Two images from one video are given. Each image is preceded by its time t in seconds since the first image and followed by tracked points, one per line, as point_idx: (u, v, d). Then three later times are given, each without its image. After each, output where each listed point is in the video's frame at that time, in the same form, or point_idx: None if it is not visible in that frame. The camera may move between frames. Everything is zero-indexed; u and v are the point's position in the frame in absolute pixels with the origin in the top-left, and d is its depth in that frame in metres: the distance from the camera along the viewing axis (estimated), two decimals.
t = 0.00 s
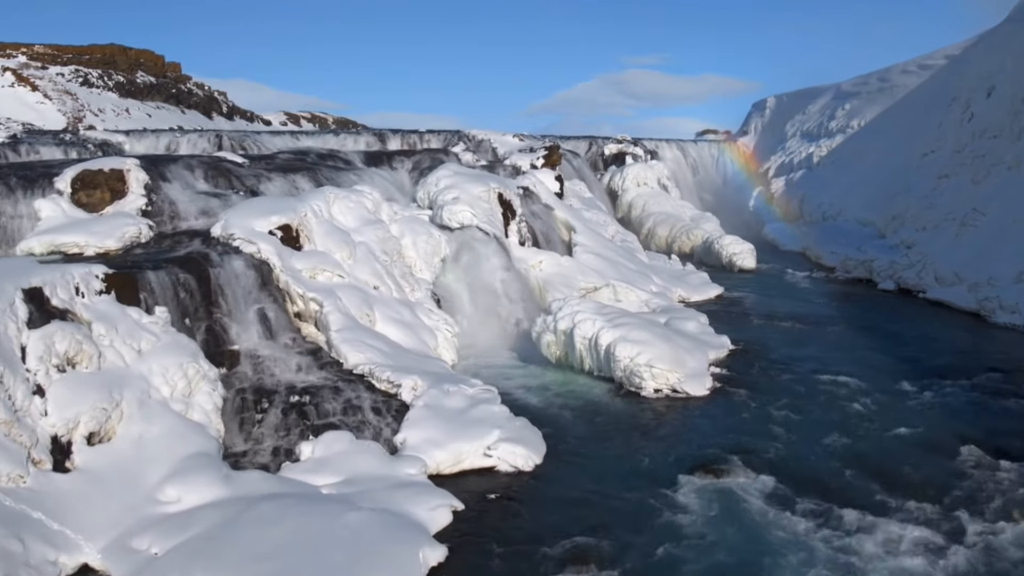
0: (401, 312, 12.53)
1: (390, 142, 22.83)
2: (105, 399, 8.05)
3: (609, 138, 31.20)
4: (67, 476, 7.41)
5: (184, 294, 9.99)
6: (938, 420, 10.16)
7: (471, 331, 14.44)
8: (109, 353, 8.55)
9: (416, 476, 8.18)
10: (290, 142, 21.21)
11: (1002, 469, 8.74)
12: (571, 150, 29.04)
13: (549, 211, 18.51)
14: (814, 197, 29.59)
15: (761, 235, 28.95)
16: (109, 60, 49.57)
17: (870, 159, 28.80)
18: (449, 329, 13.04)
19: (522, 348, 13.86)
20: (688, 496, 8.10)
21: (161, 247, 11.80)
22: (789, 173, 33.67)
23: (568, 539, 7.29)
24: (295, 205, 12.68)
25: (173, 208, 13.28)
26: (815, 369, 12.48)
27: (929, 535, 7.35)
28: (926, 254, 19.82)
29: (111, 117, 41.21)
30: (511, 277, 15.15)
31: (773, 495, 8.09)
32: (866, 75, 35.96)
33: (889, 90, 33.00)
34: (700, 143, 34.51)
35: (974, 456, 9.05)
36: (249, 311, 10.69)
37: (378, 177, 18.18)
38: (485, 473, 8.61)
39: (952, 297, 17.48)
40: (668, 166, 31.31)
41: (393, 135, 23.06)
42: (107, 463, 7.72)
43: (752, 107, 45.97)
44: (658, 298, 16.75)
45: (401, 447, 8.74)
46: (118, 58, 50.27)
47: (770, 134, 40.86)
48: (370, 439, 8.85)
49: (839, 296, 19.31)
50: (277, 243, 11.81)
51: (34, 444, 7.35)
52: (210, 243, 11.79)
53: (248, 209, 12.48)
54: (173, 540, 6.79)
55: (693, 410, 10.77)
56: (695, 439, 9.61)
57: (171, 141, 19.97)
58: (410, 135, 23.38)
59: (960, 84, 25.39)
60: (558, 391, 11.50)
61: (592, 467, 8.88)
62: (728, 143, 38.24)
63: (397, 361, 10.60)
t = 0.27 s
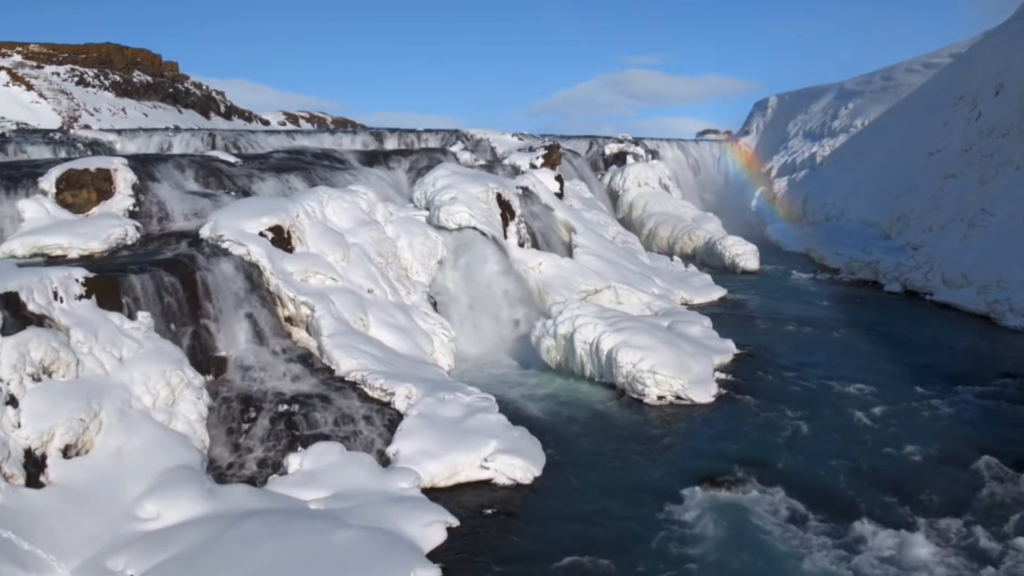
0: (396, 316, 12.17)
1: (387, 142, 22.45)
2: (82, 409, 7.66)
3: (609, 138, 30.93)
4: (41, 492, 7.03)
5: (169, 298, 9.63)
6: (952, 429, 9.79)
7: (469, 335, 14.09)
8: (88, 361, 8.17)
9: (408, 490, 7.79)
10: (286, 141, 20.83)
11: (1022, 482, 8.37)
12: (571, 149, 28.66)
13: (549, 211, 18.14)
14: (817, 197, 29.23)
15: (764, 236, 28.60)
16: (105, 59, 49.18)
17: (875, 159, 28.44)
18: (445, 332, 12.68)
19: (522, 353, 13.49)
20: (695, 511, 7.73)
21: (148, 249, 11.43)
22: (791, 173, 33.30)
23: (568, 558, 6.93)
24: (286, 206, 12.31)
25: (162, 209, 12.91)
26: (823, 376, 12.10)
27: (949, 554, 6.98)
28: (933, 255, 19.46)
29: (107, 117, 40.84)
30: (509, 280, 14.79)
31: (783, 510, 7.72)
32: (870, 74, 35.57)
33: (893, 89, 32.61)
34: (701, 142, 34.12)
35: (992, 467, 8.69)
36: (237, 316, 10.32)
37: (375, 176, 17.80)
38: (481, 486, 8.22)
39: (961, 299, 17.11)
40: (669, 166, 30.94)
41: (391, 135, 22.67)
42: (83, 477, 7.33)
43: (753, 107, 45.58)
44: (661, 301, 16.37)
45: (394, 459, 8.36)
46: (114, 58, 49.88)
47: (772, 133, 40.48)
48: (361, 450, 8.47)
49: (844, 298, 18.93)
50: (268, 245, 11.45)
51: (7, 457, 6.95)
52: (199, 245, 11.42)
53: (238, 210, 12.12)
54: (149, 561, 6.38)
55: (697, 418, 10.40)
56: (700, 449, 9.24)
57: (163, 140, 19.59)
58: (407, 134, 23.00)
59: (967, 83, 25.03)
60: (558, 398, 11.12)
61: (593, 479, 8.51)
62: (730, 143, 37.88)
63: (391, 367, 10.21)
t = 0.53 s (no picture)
0: (387, 321, 11.81)
1: (382, 141, 22.09)
2: (54, 421, 7.27)
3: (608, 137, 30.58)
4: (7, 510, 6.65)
5: (149, 303, 9.29)
6: (964, 439, 9.44)
7: (463, 339, 13.67)
8: (61, 370, 7.80)
9: (396, 506, 7.43)
10: (279, 141, 20.46)
11: None
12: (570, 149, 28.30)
13: (547, 212, 17.78)
14: (818, 197, 28.89)
15: (765, 236, 28.26)
16: (102, 59, 48.84)
17: (877, 158, 28.12)
18: (439, 337, 12.32)
19: (518, 357, 13.10)
20: (697, 527, 7.37)
21: (131, 251, 11.07)
22: (793, 173, 32.94)
23: None
24: (275, 207, 11.94)
25: (147, 210, 12.53)
26: (829, 382, 11.74)
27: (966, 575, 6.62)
28: (938, 256, 19.13)
29: (102, 116, 40.48)
30: (506, 283, 14.41)
31: (789, 527, 7.37)
32: (873, 73, 35.21)
33: (896, 88, 32.25)
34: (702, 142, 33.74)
35: (1006, 480, 8.34)
36: (221, 322, 9.96)
37: (369, 176, 17.44)
38: (473, 500, 7.85)
39: (968, 301, 16.77)
40: (669, 166, 30.60)
41: (386, 134, 22.30)
42: (53, 493, 6.96)
43: (754, 106, 45.20)
44: (661, 304, 16.02)
45: (381, 472, 8.00)
46: (110, 57, 49.51)
47: (773, 133, 40.10)
48: (347, 463, 8.10)
49: (848, 301, 18.58)
50: (255, 247, 11.09)
51: None
52: (184, 248, 11.06)
53: (225, 211, 11.75)
54: None
55: (699, 426, 10.03)
56: (702, 461, 8.88)
57: (154, 140, 19.23)
58: (403, 134, 22.64)
59: (971, 81, 24.69)
60: (555, 405, 10.77)
61: (590, 493, 8.16)
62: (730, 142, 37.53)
63: (381, 375, 9.84)
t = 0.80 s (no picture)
0: (379, 327, 11.46)
1: (377, 141, 21.72)
2: (22, 435, 6.87)
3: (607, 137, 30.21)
4: None
5: (126, 310, 8.96)
6: (975, 451, 9.09)
7: (457, 343, 13.26)
8: (31, 381, 7.41)
9: (381, 524, 7.05)
10: (272, 141, 20.09)
11: None
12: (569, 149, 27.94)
13: (544, 214, 17.42)
14: (820, 197, 28.53)
15: (766, 237, 27.91)
16: (97, 58, 48.46)
17: (880, 159, 27.78)
18: (431, 342, 11.95)
19: (514, 364, 12.72)
20: (698, 546, 7.01)
21: (113, 255, 10.71)
22: (794, 173, 32.58)
23: None
24: (262, 208, 11.57)
25: (131, 212, 12.15)
26: (833, 392, 11.39)
27: None
28: (943, 258, 18.79)
29: (97, 116, 40.09)
30: (500, 287, 14.04)
31: (795, 546, 7.01)
32: (875, 72, 34.83)
33: (898, 87, 31.89)
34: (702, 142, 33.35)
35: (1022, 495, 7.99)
36: (204, 329, 9.59)
37: (363, 177, 17.08)
38: (462, 517, 7.48)
39: (974, 305, 16.43)
40: (669, 166, 30.23)
41: (381, 134, 21.93)
42: (18, 512, 6.56)
43: (754, 106, 44.83)
44: (660, 307, 15.64)
45: (367, 487, 7.63)
46: (106, 56, 49.12)
47: (774, 133, 39.74)
48: (331, 478, 7.74)
49: (851, 304, 18.21)
50: (241, 250, 10.71)
51: None
52: (167, 251, 10.70)
53: (210, 213, 11.38)
54: None
55: (700, 436, 9.67)
56: (702, 474, 8.52)
57: (144, 139, 18.86)
58: (398, 134, 22.26)
59: (976, 80, 24.34)
60: (550, 414, 10.39)
61: (586, 509, 7.80)
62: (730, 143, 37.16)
63: (369, 383, 9.47)
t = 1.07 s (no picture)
0: (369, 332, 11.12)
1: (372, 140, 21.37)
2: None
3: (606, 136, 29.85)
4: None
5: (103, 316, 8.58)
6: (986, 463, 8.76)
7: (451, 348, 12.89)
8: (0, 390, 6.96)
9: (366, 542, 6.69)
10: (264, 140, 19.72)
11: None
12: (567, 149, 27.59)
13: (541, 215, 17.07)
14: (822, 198, 28.20)
15: (767, 238, 27.57)
16: (92, 57, 48.09)
17: (883, 158, 27.45)
18: (423, 348, 11.60)
19: (509, 369, 12.37)
20: (699, 567, 6.67)
21: (93, 258, 10.34)
22: (796, 173, 32.23)
23: None
24: (249, 209, 11.18)
25: (114, 213, 11.80)
26: (838, 400, 11.04)
27: None
28: (948, 260, 18.46)
29: (91, 116, 39.71)
30: (495, 290, 13.69)
31: (801, 567, 6.67)
32: (877, 70, 34.46)
33: (901, 86, 31.55)
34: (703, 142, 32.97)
35: None
36: (185, 335, 9.25)
37: (356, 176, 16.74)
38: (452, 534, 7.12)
39: (981, 308, 16.10)
40: (669, 166, 29.88)
41: (376, 133, 21.58)
42: None
43: (755, 105, 44.49)
44: (659, 310, 15.29)
45: (352, 503, 7.28)
46: (101, 55, 48.74)
47: (775, 133, 39.40)
48: (314, 493, 7.40)
49: (854, 306, 17.86)
50: (226, 253, 10.35)
51: None
52: (149, 254, 10.34)
53: (195, 214, 11.02)
54: None
55: (701, 446, 9.33)
56: (703, 488, 8.18)
57: (133, 139, 18.50)
58: (394, 133, 21.91)
59: (981, 79, 24.01)
60: (546, 423, 10.04)
61: (581, 526, 7.46)
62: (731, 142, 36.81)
63: (356, 392, 9.12)
